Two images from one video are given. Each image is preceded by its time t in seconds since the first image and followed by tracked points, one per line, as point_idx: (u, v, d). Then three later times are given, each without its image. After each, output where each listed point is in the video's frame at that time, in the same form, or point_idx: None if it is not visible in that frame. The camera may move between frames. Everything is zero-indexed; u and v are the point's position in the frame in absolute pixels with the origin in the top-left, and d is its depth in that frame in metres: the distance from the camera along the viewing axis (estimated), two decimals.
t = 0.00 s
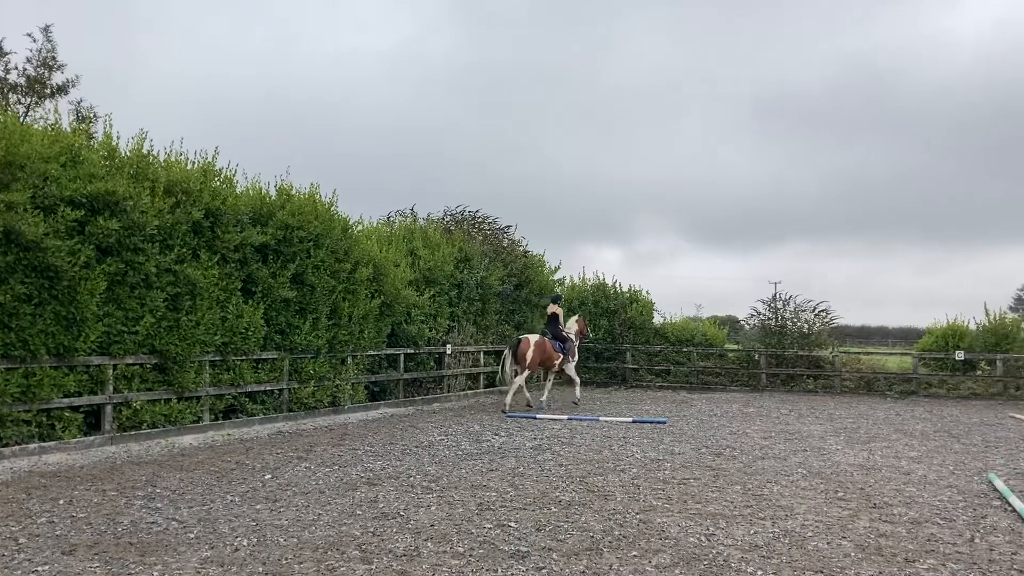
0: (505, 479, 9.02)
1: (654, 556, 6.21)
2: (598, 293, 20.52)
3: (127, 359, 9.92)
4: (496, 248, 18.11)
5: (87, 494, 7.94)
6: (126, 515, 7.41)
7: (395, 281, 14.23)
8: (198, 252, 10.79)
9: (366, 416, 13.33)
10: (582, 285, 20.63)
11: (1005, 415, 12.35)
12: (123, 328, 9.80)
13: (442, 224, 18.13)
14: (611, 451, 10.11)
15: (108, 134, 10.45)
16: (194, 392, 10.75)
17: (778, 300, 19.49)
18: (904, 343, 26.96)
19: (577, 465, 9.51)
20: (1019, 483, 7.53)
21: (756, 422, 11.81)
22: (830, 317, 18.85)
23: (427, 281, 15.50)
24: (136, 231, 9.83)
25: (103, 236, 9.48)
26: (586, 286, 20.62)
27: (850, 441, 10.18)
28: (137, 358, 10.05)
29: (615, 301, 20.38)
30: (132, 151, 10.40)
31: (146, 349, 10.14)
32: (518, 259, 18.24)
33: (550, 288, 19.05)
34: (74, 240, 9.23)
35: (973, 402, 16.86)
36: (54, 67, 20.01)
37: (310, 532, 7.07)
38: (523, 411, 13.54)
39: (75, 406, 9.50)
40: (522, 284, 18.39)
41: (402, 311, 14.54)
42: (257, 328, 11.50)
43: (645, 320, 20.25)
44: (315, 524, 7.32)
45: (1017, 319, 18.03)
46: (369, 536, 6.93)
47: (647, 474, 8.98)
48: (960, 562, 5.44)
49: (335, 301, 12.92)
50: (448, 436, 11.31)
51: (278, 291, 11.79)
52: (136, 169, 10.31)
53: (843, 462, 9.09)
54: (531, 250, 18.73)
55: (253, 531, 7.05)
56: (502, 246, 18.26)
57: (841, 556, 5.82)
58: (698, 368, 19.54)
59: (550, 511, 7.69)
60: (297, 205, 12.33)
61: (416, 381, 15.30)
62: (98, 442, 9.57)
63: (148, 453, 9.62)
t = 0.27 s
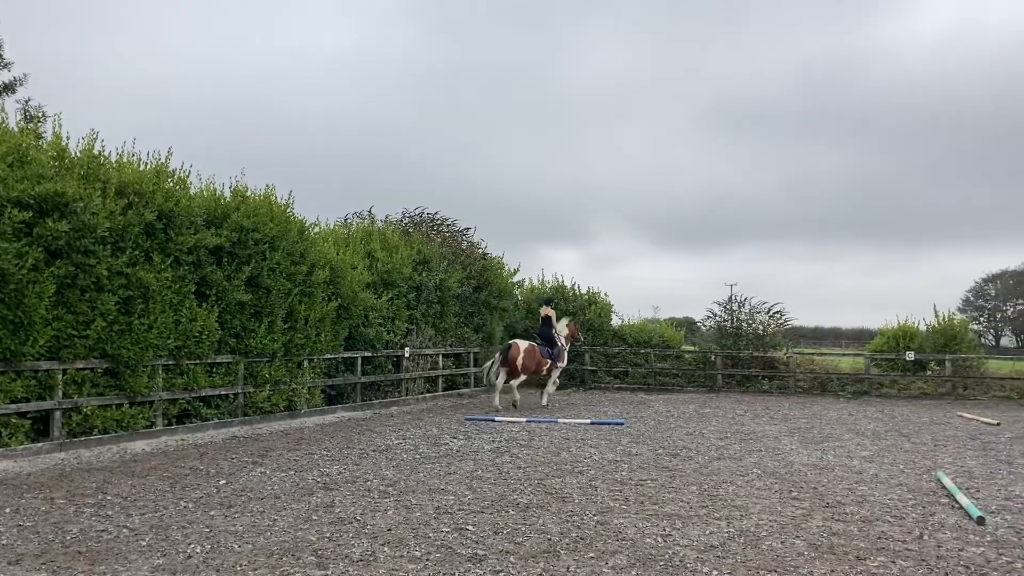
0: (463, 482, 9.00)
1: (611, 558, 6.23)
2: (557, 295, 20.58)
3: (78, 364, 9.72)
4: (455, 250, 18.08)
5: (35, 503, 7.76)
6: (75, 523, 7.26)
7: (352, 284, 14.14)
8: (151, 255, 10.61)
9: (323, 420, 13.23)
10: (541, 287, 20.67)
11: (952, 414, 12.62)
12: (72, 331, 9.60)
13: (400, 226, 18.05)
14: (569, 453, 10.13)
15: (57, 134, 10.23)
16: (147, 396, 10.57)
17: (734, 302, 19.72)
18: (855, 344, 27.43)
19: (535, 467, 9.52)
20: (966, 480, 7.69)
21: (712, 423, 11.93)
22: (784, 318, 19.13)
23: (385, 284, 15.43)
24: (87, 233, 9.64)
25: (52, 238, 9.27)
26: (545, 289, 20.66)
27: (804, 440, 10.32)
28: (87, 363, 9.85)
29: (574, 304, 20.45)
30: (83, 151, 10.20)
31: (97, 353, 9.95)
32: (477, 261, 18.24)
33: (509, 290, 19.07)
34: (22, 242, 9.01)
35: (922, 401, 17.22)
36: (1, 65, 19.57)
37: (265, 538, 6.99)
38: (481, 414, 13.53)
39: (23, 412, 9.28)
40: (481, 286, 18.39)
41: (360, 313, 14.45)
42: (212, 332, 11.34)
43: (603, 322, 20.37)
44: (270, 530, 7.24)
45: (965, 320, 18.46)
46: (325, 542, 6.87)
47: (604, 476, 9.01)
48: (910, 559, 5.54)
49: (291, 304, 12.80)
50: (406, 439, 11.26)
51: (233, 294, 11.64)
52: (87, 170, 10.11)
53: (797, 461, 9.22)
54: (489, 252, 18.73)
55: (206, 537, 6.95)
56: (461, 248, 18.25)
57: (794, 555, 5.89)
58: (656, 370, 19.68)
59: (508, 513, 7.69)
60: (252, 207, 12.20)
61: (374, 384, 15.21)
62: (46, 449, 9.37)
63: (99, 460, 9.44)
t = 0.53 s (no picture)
0: (420, 483, 8.97)
1: (567, 557, 6.26)
2: (514, 296, 20.60)
3: (24, 368, 9.50)
4: (412, 250, 18.03)
5: None
6: (21, 530, 7.10)
7: (307, 285, 14.03)
8: (100, 256, 10.41)
9: (277, 423, 13.10)
10: (498, 288, 20.67)
11: (901, 412, 12.88)
12: (18, 334, 9.37)
13: (356, 227, 17.94)
14: (526, 453, 10.16)
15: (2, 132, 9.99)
16: (96, 400, 10.37)
17: (688, 301, 19.89)
18: (807, 343, 27.85)
19: (491, 468, 9.52)
20: (914, 476, 7.85)
21: (667, 422, 12.04)
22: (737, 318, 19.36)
23: (341, 284, 15.32)
24: (33, 233, 9.42)
25: None
26: (502, 290, 20.64)
27: (757, 438, 10.46)
28: (34, 367, 9.63)
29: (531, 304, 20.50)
30: (29, 150, 9.97)
31: (44, 356, 9.74)
32: (434, 262, 18.21)
33: (466, 291, 19.05)
34: None
35: (871, 399, 17.55)
36: None
37: (218, 542, 6.90)
38: (439, 415, 13.48)
39: None
40: (438, 287, 18.36)
41: (315, 315, 14.34)
42: (163, 334, 11.16)
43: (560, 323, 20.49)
44: (223, 534, 7.15)
45: (913, 319, 18.83)
46: (280, 545, 6.81)
47: (561, 476, 9.05)
48: (859, 554, 5.63)
49: (244, 305, 12.65)
50: (363, 441, 11.19)
51: (186, 295, 11.47)
52: (33, 169, 9.88)
53: (751, 459, 9.34)
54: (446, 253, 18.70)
55: (157, 543, 6.84)
56: (418, 248, 18.19)
57: (747, 552, 5.96)
58: (612, 369, 19.77)
59: (464, 515, 7.68)
60: (205, 207, 12.04)
61: (329, 386, 15.10)
62: None
63: (46, 465, 9.24)
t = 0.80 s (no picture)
0: (375, 483, 8.91)
1: (523, 555, 6.26)
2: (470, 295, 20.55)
3: None
4: (367, 249, 17.92)
5: None
6: None
7: (260, 284, 13.85)
8: (47, 255, 10.18)
9: (230, 424, 12.92)
10: (454, 286, 20.61)
11: (850, 407, 13.11)
12: None
13: (310, 225, 17.77)
14: (482, 452, 10.14)
15: None
16: (43, 402, 10.14)
17: (643, 299, 20.04)
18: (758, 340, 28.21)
19: (448, 467, 9.49)
20: (863, 470, 8.00)
21: (623, 419, 12.11)
22: (692, 316, 19.55)
23: (294, 283, 15.17)
24: None
25: None
26: (459, 289, 20.58)
27: (711, 435, 10.57)
28: None
29: (488, 303, 20.48)
30: None
31: None
32: (390, 261, 18.12)
33: (423, 290, 18.98)
34: None
35: (822, 395, 17.84)
36: None
37: (169, 545, 6.79)
38: (394, 415, 13.40)
39: None
40: (394, 286, 18.27)
41: (268, 314, 14.17)
42: (113, 334, 10.95)
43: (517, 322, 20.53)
44: (175, 537, 7.03)
45: (862, 317, 19.18)
46: (232, 547, 6.72)
47: (517, 474, 9.06)
48: (810, 548, 5.72)
49: (196, 305, 12.45)
50: (317, 442, 11.09)
51: (136, 294, 11.27)
52: None
53: (704, 455, 9.43)
54: (402, 252, 18.62)
55: (106, 547, 6.71)
56: (373, 247, 18.08)
57: (701, 547, 6.02)
58: (569, 368, 19.80)
59: (420, 514, 7.65)
60: (155, 205, 11.83)
61: (283, 386, 14.94)
62: None
63: None
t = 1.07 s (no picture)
0: (331, 483, 8.85)
1: (481, 553, 6.26)
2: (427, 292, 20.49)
3: None
4: (322, 247, 17.77)
5: None
6: None
7: (212, 282, 13.65)
8: None
9: (182, 424, 12.72)
10: (411, 284, 20.53)
11: (801, 402, 13.33)
12: None
13: (264, 223, 17.57)
14: (439, 450, 10.11)
15: None
16: None
17: (600, 297, 20.19)
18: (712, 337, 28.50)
19: (405, 465, 9.45)
20: (815, 465, 8.13)
21: (579, 416, 12.16)
22: (648, 313, 19.75)
23: (248, 281, 15.00)
24: None
25: None
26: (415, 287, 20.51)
27: (667, 430, 10.67)
28: None
29: (444, 301, 20.43)
30: None
31: None
32: (346, 259, 17.99)
33: (379, 288, 18.88)
34: None
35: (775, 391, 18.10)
36: None
37: (120, 548, 6.66)
38: (349, 414, 13.22)
39: None
40: (349, 284, 18.15)
41: (221, 312, 13.98)
42: (61, 334, 10.71)
43: (474, 319, 20.49)
44: (126, 540, 6.91)
45: (813, 314, 19.52)
46: (185, 549, 6.62)
47: (474, 472, 9.05)
48: (763, 541, 5.80)
49: (147, 303, 12.24)
50: (272, 442, 10.97)
51: (85, 293, 11.03)
52: None
53: (660, 451, 9.51)
54: (357, 249, 18.49)
55: (54, 551, 6.56)
56: (328, 245, 17.94)
57: (656, 542, 6.07)
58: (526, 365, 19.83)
59: (376, 513, 7.61)
60: (104, 201, 11.60)
61: (236, 386, 14.75)
62: None
63: None
